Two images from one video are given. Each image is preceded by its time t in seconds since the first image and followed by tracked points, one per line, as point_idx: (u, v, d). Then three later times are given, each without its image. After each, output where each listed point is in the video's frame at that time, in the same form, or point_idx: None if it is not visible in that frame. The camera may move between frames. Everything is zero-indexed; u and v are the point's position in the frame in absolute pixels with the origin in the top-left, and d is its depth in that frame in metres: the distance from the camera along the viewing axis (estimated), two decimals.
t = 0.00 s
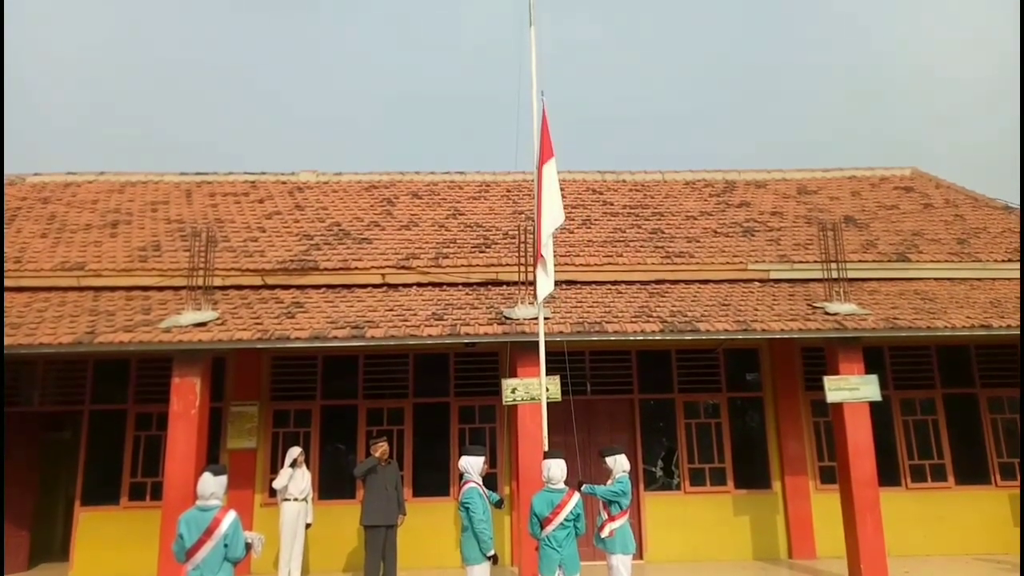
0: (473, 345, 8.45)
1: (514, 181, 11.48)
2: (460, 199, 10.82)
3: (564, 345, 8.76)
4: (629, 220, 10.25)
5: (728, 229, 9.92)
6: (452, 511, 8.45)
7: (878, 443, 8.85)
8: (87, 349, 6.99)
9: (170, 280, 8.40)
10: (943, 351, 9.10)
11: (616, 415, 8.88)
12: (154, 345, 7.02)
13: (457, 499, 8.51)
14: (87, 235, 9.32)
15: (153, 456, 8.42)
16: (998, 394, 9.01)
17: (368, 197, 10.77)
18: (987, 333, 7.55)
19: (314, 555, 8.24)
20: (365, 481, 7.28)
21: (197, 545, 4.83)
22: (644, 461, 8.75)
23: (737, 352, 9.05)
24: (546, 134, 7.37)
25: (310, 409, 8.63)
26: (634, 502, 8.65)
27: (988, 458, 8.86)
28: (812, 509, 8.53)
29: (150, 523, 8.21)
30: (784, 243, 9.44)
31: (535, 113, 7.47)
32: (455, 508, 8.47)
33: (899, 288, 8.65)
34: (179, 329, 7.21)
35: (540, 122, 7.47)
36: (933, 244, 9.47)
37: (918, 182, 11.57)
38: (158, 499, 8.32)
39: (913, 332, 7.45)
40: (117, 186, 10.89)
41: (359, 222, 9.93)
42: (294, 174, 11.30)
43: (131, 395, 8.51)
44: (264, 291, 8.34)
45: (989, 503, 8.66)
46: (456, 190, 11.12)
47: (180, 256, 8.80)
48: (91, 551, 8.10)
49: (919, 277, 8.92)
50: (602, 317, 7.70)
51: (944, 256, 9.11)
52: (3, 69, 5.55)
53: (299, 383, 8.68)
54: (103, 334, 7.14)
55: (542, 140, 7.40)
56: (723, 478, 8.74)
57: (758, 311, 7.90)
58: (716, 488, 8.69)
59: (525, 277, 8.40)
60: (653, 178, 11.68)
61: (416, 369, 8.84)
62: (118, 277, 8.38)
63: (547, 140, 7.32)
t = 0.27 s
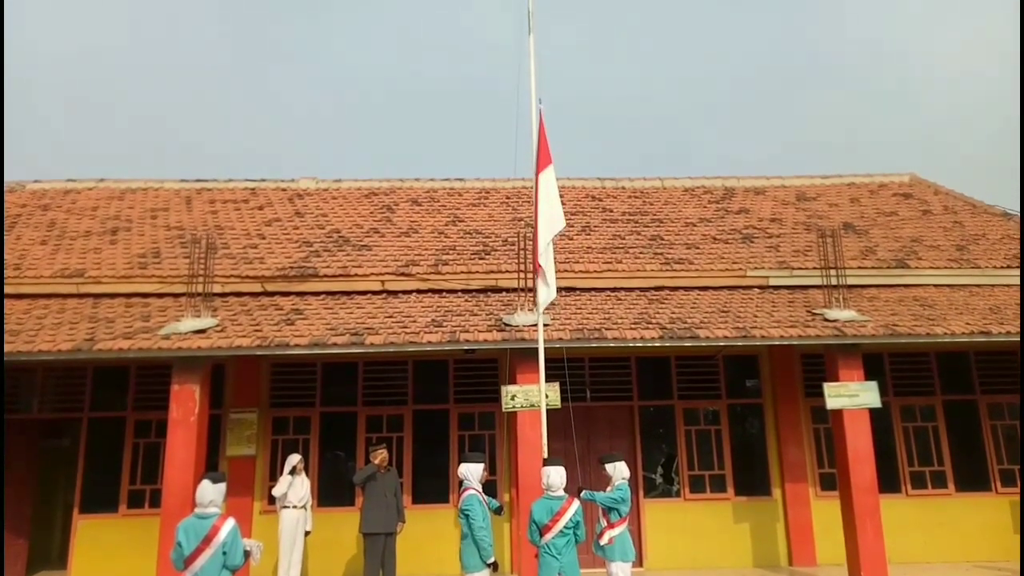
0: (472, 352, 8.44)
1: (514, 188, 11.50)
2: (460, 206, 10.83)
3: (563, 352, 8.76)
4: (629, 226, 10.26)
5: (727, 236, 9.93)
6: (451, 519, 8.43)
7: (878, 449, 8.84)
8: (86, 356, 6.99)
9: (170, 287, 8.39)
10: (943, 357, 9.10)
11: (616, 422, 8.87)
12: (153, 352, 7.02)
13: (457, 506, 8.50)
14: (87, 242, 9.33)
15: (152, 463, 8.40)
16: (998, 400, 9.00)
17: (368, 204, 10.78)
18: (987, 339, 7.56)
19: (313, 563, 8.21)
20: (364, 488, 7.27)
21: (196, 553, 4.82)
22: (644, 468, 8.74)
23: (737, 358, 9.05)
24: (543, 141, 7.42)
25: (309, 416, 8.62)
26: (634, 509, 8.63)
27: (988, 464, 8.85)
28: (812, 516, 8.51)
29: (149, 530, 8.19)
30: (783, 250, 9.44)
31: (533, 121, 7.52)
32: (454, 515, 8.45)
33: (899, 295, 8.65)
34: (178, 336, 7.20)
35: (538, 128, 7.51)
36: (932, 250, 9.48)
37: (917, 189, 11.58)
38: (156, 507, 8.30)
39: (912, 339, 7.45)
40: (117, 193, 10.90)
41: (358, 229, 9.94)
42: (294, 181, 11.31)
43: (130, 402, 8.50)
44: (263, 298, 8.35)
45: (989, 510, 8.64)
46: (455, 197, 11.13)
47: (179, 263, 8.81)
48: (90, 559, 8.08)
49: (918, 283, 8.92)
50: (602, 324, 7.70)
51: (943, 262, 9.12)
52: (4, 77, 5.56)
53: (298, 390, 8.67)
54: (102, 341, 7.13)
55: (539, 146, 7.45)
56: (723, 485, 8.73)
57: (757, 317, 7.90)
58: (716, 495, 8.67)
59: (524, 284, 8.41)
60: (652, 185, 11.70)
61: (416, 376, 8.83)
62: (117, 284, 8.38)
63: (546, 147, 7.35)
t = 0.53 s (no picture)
0: (471, 357, 8.44)
1: (513, 192, 11.50)
2: (459, 211, 10.83)
3: (563, 356, 8.75)
4: (628, 231, 10.27)
5: (726, 241, 9.94)
6: (450, 523, 8.41)
7: (878, 455, 8.82)
8: (85, 361, 6.98)
9: (169, 291, 8.39)
10: (942, 362, 9.10)
11: (616, 427, 8.86)
12: (152, 357, 7.01)
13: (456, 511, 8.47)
14: (86, 246, 9.33)
15: (151, 467, 8.37)
16: (998, 405, 8.99)
17: (367, 208, 10.79)
18: (986, 344, 7.56)
19: (311, 568, 8.19)
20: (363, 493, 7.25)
21: (195, 558, 4.81)
22: (644, 473, 8.73)
23: (736, 363, 9.04)
24: (541, 141, 7.41)
25: (308, 420, 8.61)
26: (633, 514, 8.61)
27: (988, 469, 8.84)
28: (812, 521, 8.49)
29: (147, 535, 8.16)
30: (782, 255, 9.45)
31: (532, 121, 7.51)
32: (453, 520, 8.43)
33: (898, 300, 8.66)
34: (177, 340, 7.20)
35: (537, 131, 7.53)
36: (931, 255, 9.48)
37: (916, 194, 11.60)
38: (155, 512, 8.27)
39: (911, 344, 7.45)
40: (116, 197, 10.90)
41: (358, 233, 9.94)
42: (294, 186, 11.32)
43: (129, 406, 8.49)
44: (263, 303, 8.34)
45: (990, 515, 8.62)
46: (454, 202, 11.14)
47: (178, 267, 8.80)
48: (88, 563, 8.05)
49: (917, 288, 8.93)
50: (601, 328, 7.70)
51: (942, 267, 9.13)
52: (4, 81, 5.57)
53: (297, 395, 8.66)
54: (100, 345, 7.12)
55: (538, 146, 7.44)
56: (722, 490, 8.71)
57: (757, 322, 7.90)
58: (716, 500, 8.65)
59: (524, 288, 8.41)
60: (652, 190, 11.71)
61: (415, 381, 8.82)
62: (117, 289, 8.37)
63: (545, 149, 7.36)
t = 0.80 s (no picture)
0: (471, 361, 8.44)
1: (513, 197, 11.51)
2: (459, 215, 10.84)
3: (562, 360, 8.75)
4: (627, 235, 10.28)
5: (726, 245, 9.94)
6: (449, 528, 8.40)
7: (878, 459, 8.81)
8: (84, 365, 6.98)
9: (169, 295, 8.39)
10: (942, 367, 9.10)
11: (615, 431, 8.86)
12: (151, 360, 7.01)
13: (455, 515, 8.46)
14: (86, 250, 9.33)
15: (150, 471, 8.36)
16: (997, 409, 8.99)
17: (367, 212, 10.80)
18: (986, 348, 7.55)
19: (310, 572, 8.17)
20: (363, 497, 7.25)
21: (193, 562, 4.80)
22: (643, 477, 8.72)
23: (736, 367, 9.04)
24: (542, 142, 7.42)
25: (308, 424, 8.60)
26: (633, 519, 8.60)
27: (988, 473, 8.83)
28: (812, 526, 8.47)
29: (146, 539, 8.15)
30: (782, 259, 9.45)
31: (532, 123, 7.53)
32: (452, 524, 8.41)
33: (897, 304, 8.66)
34: (177, 344, 7.20)
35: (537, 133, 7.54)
36: (931, 260, 9.49)
37: (915, 198, 11.61)
38: (154, 515, 8.26)
39: (911, 348, 7.45)
40: (116, 201, 10.91)
41: (357, 237, 9.95)
42: (294, 190, 11.33)
43: (129, 411, 8.48)
44: (262, 306, 8.34)
45: (990, 520, 8.61)
46: (454, 206, 11.15)
47: (178, 271, 8.81)
48: (86, 567, 8.04)
49: (916, 292, 8.93)
50: (601, 332, 7.70)
51: (942, 271, 9.13)
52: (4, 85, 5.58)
53: (296, 398, 8.66)
54: (100, 349, 7.12)
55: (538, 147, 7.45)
56: (722, 494, 8.70)
57: (756, 326, 7.90)
58: (715, 504, 8.64)
59: (523, 292, 8.41)
60: (651, 194, 11.72)
61: (414, 385, 8.82)
62: (116, 292, 8.37)
63: (545, 151, 7.37)
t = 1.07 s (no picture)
0: (471, 364, 8.43)
1: (513, 200, 11.52)
2: (459, 218, 10.84)
3: (562, 364, 8.74)
4: (627, 239, 10.28)
5: (726, 248, 9.95)
6: (449, 532, 8.38)
7: (878, 463, 8.81)
8: (83, 368, 6.97)
9: (168, 298, 8.38)
10: (942, 370, 9.10)
11: (615, 435, 8.85)
12: (151, 364, 7.00)
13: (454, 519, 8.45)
14: (86, 253, 9.32)
15: (149, 475, 8.34)
16: (997, 413, 8.99)
17: (367, 216, 10.79)
18: (985, 352, 7.56)
19: None
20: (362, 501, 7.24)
21: (193, 567, 4.79)
22: (643, 480, 8.71)
23: (736, 371, 9.04)
24: (542, 145, 7.43)
25: (307, 428, 8.59)
26: (633, 522, 8.59)
27: (988, 477, 8.82)
28: (812, 529, 8.46)
29: (145, 543, 8.13)
30: (781, 262, 9.46)
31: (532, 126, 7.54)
32: (452, 528, 8.40)
33: (897, 307, 8.66)
34: (176, 347, 7.19)
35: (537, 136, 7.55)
36: (931, 263, 9.49)
37: (915, 202, 11.62)
38: (153, 519, 8.24)
39: (911, 351, 7.46)
40: (116, 205, 10.91)
41: (357, 241, 9.94)
42: (294, 194, 11.33)
43: (128, 414, 8.47)
44: (262, 310, 8.34)
45: (990, 523, 8.61)
46: (454, 210, 11.15)
47: (178, 274, 8.80)
48: (85, 571, 8.02)
49: (916, 296, 8.94)
50: (601, 336, 7.69)
51: (941, 275, 9.14)
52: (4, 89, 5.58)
53: (296, 402, 8.65)
54: (100, 352, 7.12)
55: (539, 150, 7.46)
56: (722, 498, 8.69)
57: (756, 329, 7.90)
58: (716, 508, 8.63)
59: (523, 295, 8.40)
60: (651, 197, 11.73)
61: (414, 389, 8.81)
62: (116, 296, 8.37)
63: (545, 153, 7.39)
